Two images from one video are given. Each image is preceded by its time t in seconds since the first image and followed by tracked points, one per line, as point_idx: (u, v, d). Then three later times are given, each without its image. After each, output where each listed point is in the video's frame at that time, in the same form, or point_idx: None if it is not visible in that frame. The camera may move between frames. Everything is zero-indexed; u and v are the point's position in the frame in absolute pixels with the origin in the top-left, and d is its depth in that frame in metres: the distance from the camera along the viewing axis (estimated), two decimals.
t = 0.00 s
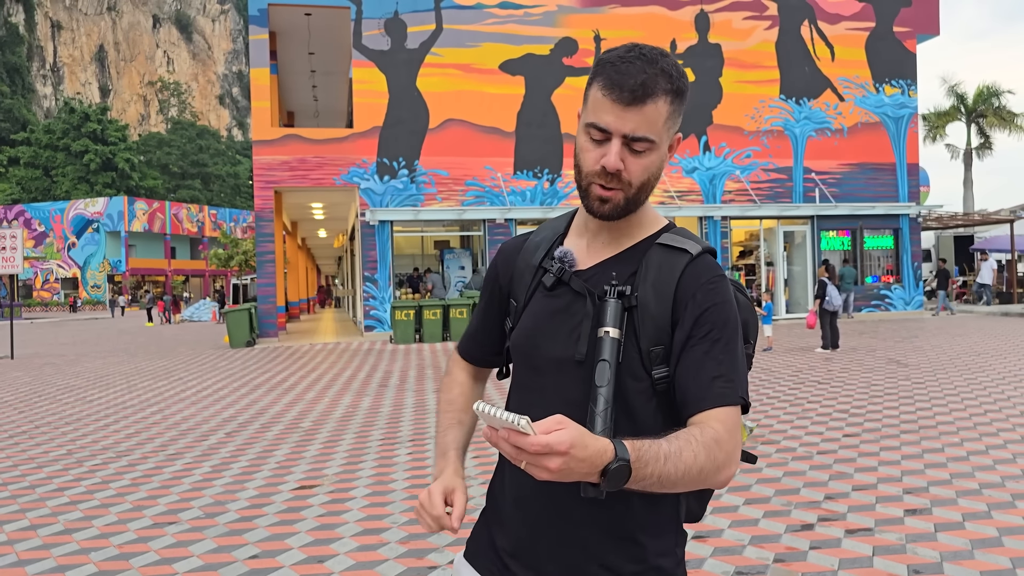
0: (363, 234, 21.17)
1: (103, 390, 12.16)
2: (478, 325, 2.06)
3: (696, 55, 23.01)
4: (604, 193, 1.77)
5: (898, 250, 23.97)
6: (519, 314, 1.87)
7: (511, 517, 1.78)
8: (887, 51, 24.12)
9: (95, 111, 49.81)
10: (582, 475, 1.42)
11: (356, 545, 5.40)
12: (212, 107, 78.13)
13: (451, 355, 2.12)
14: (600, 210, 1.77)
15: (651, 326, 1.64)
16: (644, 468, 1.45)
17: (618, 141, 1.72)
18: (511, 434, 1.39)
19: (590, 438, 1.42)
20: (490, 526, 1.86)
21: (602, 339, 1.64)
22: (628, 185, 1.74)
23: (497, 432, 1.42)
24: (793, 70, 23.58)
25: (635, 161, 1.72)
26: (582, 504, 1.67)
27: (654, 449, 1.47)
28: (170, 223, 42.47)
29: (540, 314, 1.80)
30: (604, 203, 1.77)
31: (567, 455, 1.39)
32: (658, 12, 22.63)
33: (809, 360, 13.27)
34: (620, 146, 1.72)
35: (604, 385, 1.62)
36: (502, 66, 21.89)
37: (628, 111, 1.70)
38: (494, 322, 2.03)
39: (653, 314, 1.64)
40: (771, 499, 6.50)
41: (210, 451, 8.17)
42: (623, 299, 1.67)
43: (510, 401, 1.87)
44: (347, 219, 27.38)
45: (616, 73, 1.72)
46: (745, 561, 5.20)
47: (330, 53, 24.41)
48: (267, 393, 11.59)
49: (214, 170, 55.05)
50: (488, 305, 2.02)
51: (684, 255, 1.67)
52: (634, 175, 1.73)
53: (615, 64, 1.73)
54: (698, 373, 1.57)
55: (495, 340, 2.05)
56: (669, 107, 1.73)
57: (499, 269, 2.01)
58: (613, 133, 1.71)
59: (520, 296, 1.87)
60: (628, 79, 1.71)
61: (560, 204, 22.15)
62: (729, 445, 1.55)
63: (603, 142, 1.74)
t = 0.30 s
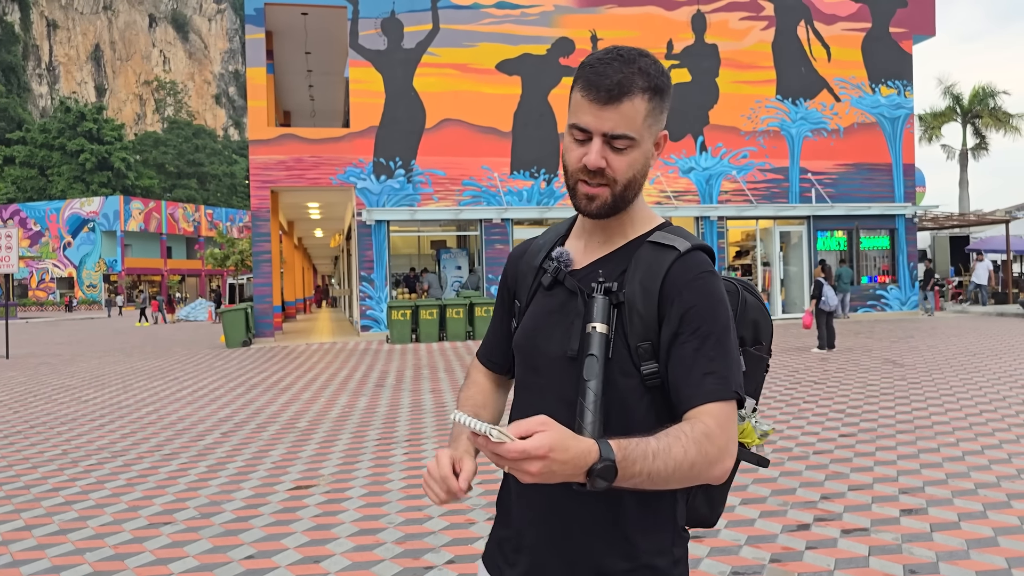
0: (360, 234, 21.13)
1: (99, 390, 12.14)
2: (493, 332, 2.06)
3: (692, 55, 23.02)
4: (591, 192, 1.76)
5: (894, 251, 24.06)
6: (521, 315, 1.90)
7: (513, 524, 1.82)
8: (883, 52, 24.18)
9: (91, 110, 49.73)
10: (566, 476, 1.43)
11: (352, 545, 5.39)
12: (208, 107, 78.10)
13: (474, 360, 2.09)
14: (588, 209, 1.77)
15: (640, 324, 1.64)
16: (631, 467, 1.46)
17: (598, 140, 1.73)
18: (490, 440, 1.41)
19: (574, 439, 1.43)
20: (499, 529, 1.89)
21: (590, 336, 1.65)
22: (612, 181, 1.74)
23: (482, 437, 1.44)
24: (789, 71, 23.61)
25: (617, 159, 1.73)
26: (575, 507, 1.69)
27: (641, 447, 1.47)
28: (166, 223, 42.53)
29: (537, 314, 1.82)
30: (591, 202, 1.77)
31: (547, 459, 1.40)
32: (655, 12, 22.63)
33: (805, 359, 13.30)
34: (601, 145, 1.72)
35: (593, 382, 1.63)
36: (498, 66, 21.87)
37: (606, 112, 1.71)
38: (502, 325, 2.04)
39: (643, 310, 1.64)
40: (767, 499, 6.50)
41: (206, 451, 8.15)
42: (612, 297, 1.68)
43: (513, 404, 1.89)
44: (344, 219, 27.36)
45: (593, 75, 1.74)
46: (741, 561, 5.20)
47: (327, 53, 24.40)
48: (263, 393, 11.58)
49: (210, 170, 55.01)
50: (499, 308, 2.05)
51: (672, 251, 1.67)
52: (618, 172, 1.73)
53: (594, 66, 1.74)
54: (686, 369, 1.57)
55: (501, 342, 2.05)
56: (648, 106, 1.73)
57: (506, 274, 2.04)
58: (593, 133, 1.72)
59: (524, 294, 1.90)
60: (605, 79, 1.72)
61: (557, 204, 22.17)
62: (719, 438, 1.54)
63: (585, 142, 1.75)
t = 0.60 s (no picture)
0: (354, 233, 21.11)
1: (91, 389, 12.11)
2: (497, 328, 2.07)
3: (687, 55, 23.03)
4: (577, 192, 1.80)
5: (887, 251, 24.12)
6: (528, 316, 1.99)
7: (522, 522, 1.96)
8: (877, 53, 24.23)
9: (84, 108, 49.59)
10: (554, 443, 1.47)
11: (345, 545, 5.39)
12: (202, 106, 77.96)
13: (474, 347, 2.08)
14: (576, 208, 1.81)
15: (626, 311, 1.68)
16: (617, 436, 1.49)
17: (578, 142, 1.76)
18: (479, 406, 1.46)
19: (559, 409, 1.47)
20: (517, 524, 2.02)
21: (578, 324, 1.71)
22: (595, 179, 1.77)
23: (473, 406, 1.49)
24: (783, 71, 23.65)
25: (597, 156, 1.75)
26: (567, 492, 1.83)
27: (626, 417, 1.51)
28: (159, 222, 42.45)
29: (539, 312, 1.90)
30: (578, 202, 1.81)
31: (537, 423, 1.44)
32: (649, 12, 22.65)
33: (798, 359, 13.33)
34: (581, 145, 1.76)
35: (579, 367, 1.68)
36: (493, 66, 21.87)
37: (582, 114, 1.76)
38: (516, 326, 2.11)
39: (627, 298, 1.69)
40: (761, 498, 6.51)
41: (199, 450, 8.14)
42: (600, 289, 1.73)
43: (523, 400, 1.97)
44: (338, 218, 27.32)
45: (572, 84, 1.79)
46: (734, 560, 5.21)
47: (321, 51, 24.38)
48: (256, 391, 11.57)
49: (204, 169, 54.94)
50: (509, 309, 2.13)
51: (656, 242, 1.71)
52: (599, 170, 1.76)
53: (572, 78, 1.81)
54: (668, 350, 1.59)
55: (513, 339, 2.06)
56: (624, 107, 1.76)
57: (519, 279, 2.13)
58: (572, 135, 1.76)
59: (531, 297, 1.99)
60: (581, 86, 1.77)
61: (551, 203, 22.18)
62: (703, 410, 1.54)
63: (568, 145, 1.78)
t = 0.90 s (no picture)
0: (346, 231, 21.05)
1: (81, 387, 12.06)
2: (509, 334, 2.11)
3: (680, 55, 23.06)
4: (582, 206, 1.86)
5: (879, 251, 24.22)
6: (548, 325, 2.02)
7: (553, 520, 1.97)
8: (869, 53, 24.31)
9: (75, 106, 49.38)
10: (578, 423, 1.53)
11: (337, 544, 5.37)
12: (195, 105, 77.78)
13: (489, 348, 2.09)
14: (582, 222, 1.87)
15: (646, 309, 1.75)
16: (634, 414, 1.55)
17: (578, 159, 1.83)
18: (511, 389, 1.51)
19: (582, 391, 1.54)
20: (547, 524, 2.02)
21: (603, 325, 1.78)
22: (597, 193, 1.83)
23: (502, 389, 1.54)
24: (776, 71, 23.70)
25: (597, 171, 1.82)
26: (596, 481, 1.86)
27: (640, 397, 1.56)
28: (151, 220, 42.27)
29: (562, 318, 1.94)
30: (585, 215, 1.87)
31: (562, 403, 1.51)
32: (642, 11, 22.68)
33: (790, 359, 13.37)
34: (581, 162, 1.83)
35: (607, 364, 1.74)
36: (486, 65, 21.85)
37: (578, 133, 1.84)
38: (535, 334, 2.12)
39: (646, 297, 1.75)
40: (752, 498, 6.52)
41: (190, 449, 8.12)
42: (620, 290, 1.79)
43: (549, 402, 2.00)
44: (331, 217, 27.25)
45: (567, 107, 1.88)
46: (726, 559, 5.22)
47: (314, 50, 24.33)
48: (247, 391, 11.54)
49: (196, 167, 54.79)
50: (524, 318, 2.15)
51: (668, 244, 1.79)
52: (600, 184, 1.83)
53: (566, 103, 1.90)
54: (685, 340, 1.66)
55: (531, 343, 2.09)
56: (617, 123, 1.84)
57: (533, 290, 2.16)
58: (572, 153, 1.84)
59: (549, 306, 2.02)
60: (575, 109, 1.86)
61: (544, 203, 22.18)
62: (713, 391, 1.60)
63: (568, 164, 1.86)
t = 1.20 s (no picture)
0: (338, 231, 21.02)
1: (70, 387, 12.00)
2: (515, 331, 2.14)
3: (672, 56, 23.10)
4: (598, 206, 1.94)
5: (870, 252, 24.31)
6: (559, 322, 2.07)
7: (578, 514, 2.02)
8: (860, 55, 24.39)
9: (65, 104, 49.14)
10: (629, 423, 1.62)
11: (328, 544, 5.36)
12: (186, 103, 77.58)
13: (494, 343, 2.13)
14: (597, 222, 1.95)
15: (665, 300, 1.86)
16: (678, 405, 1.65)
17: (595, 159, 1.92)
18: (568, 396, 1.58)
19: (629, 391, 1.62)
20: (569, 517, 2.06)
21: (627, 318, 1.87)
22: (612, 194, 1.92)
23: (558, 397, 1.62)
24: (768, 72, 23.76)
25: (612, 171, 1.91)
26: (629, 470, 1.93)
27: (681, 388, 1.67)
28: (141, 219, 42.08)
29: (577, 315, 2.00)
30: (599, 216, 1.95)
31: (617, 404, 1.59)
32: (635, 12, 22.72)
33: (781, 360, 13.40)
34: (598, 163, 1.91)
35: (635, 355, 1.84)
36: (479, 65, 21.85)
37: (596, 134, 1.92)
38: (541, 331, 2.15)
39: (665, 289, 1.87)
40: (744, 498, 6.53)
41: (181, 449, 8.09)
42: (639, 284, 1.89)
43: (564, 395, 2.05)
44: (323, 217, 27.15)
45: (580, 111, 1.96)
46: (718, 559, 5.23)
47: (306, 49, 24.30)
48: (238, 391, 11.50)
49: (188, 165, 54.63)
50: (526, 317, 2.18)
51: (678, 239, 1.92)
52: (615, 185, 1.92)
53: (579, 106, 1.98)
54: (705, 327, 1.79)
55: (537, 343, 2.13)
56: (631, 126, 1.95)
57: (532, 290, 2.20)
58: (589, 154, 1.92)
59: (559, 305, 2.07)
60: (591, 111, 1.94)
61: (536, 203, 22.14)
62: (738, 372, 1.74)
63: (584, 165, 1.94)
